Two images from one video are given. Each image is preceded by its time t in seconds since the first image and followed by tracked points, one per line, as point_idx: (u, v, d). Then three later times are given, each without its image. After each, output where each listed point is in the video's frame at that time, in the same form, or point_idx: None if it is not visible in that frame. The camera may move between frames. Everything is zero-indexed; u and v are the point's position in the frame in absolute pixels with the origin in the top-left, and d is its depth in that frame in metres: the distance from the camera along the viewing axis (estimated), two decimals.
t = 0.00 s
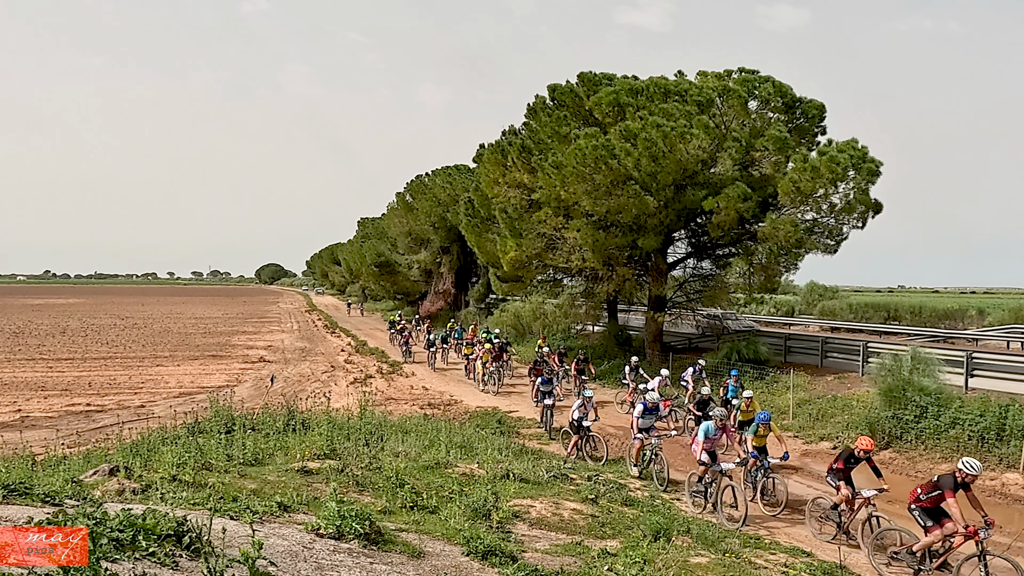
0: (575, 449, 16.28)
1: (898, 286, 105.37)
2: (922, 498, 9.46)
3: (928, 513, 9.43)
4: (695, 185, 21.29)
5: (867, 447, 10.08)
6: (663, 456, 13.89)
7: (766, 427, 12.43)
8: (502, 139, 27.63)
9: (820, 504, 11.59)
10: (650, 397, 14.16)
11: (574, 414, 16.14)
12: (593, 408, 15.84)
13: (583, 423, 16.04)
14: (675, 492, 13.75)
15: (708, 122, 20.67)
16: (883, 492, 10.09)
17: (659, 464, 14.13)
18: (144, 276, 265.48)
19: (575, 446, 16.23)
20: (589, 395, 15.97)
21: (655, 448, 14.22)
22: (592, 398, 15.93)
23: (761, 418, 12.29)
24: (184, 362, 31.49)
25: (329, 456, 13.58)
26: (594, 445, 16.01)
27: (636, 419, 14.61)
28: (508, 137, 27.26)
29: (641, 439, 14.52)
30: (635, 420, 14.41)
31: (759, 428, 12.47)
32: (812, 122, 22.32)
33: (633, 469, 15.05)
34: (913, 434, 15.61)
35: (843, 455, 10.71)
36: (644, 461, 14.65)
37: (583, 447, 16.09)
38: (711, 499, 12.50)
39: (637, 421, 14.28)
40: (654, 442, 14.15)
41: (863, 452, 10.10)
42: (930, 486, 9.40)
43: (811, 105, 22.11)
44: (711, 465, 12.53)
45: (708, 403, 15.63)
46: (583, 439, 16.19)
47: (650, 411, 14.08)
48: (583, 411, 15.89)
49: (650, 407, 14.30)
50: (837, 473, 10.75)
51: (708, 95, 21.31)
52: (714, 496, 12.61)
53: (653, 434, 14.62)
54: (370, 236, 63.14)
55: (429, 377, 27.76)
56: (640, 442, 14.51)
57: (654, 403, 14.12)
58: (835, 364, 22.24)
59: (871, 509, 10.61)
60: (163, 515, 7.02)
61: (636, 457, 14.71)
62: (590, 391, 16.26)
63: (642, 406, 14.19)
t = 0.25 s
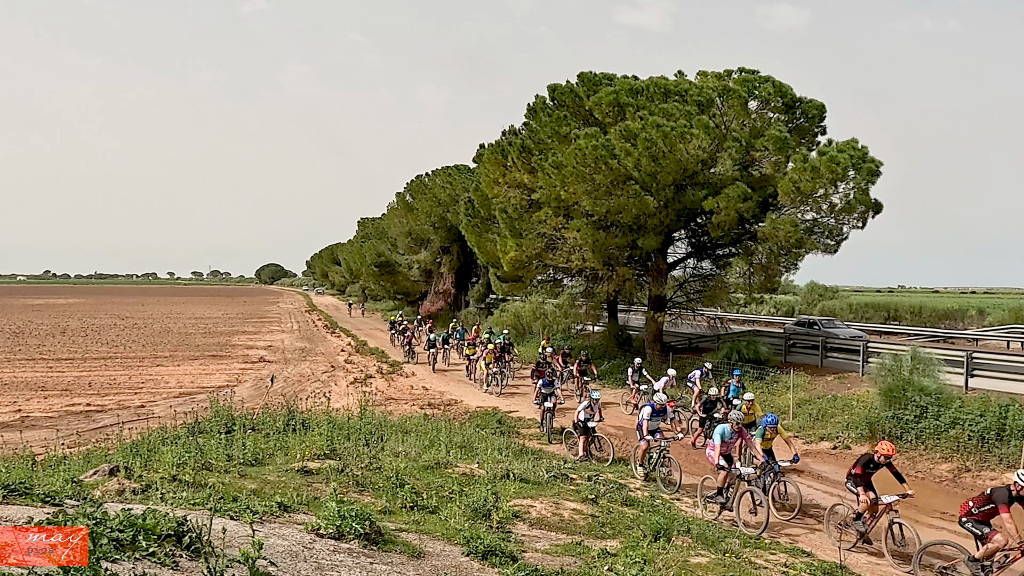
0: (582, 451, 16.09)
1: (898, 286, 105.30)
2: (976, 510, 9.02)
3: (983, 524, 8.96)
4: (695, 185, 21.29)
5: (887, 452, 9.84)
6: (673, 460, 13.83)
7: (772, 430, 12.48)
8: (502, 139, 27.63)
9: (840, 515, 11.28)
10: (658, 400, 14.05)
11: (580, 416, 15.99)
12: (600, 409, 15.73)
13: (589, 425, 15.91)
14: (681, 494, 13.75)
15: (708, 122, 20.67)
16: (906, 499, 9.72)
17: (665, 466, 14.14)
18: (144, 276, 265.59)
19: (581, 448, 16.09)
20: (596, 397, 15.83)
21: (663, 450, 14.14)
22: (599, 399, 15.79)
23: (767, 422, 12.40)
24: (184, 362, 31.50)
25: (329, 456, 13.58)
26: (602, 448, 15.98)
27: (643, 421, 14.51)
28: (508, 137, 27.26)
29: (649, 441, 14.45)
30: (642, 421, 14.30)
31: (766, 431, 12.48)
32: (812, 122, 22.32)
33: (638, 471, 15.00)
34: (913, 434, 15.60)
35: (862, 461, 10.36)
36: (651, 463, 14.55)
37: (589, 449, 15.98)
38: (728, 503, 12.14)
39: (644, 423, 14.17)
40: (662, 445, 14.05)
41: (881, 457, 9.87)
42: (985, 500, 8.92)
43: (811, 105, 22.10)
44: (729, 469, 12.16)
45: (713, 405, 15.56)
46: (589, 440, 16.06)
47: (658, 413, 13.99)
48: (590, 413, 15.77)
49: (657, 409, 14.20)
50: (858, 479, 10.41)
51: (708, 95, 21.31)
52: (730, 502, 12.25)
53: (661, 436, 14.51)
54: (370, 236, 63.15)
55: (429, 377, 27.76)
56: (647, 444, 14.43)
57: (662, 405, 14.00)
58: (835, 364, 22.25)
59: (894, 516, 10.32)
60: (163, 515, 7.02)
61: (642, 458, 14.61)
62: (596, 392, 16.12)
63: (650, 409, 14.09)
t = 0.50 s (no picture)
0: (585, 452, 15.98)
1: (899, 286, 105.31)
2: None
3: None
4: (695, 185, 21.28)
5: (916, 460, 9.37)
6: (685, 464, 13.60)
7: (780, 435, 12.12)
8: (502, 139, 27.63)
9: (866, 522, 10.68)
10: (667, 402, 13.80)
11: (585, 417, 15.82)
12: (605, 411, 15.60)
13: (595, 427, 15.80)
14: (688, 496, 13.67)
15: (708, 122, 20.68)
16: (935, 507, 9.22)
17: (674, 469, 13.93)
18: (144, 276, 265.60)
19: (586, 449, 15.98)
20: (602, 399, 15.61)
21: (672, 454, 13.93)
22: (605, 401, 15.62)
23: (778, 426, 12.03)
24: (185, 362, 31.49)
25: (329, 456, 13.58)
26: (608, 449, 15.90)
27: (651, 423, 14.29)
28: (508, 137, 27.26)
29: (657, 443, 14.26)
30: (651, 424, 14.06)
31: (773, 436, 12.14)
32: (812, 122, 22.32)
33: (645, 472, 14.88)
34: (913, 434, 15.60)
35: (889, 467, 9.92)
36: (659, 466, 14.25)
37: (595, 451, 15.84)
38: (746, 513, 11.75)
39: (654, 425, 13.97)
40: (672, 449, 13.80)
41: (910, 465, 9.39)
42: None
43: (811, 105, 22.10)
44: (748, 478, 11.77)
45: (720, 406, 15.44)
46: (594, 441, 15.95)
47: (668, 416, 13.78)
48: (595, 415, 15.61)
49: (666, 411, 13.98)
50: (883, 486, 9.94)
51: (708, 95, 21.31)
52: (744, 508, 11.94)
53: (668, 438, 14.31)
54: (370, 237, 63.14)
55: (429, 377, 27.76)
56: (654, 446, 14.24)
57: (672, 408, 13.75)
58: (835, 364, 22.25)
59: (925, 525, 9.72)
60: (163, 515, 7.01)
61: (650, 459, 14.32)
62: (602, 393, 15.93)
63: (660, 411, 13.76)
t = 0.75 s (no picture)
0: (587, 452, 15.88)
1: (899, 287, 105.24)
2: None
3: None
4: (695, 185, 21.28)
5: (949, 467, 9.12)
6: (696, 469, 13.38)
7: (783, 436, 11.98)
8: (502, 139, 27.63)
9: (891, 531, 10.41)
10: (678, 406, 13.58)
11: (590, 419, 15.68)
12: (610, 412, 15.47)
13: (600, 427, 15.72)
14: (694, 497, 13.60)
15: (709, 122, 20.67)
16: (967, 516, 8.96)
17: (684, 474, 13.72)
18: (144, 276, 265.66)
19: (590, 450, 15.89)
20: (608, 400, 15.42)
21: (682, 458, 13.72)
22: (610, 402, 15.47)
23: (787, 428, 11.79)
24: (185, 363, 31.50)
25: (329, 456, 13.58)
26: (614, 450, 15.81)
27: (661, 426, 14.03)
28: (508, 137, 27.25)
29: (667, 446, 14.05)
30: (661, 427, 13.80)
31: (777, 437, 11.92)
32: (812, 122, 22.32)
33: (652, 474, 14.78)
34: (913, 435, 15.59)
35: (921, 475, 9.64)
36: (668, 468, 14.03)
37: (600, 452, 15.74)
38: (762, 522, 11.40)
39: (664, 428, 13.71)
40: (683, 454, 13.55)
41: (943, 471, 9.16)
42: None
43: (811, 104, 22.09)
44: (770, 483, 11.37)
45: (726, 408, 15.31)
46: (599, 442, 15.84)
47: (679, 419, 13.56)
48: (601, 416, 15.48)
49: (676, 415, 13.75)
50: (913, 494, 9.65)
51: (708, 95, 21.30)
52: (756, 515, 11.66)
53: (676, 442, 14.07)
54: (370, 237, 63.16)
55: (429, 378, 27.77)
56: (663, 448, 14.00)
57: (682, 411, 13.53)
58: (835, 364, 22.25)
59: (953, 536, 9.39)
60: (164, 515, 7.01)
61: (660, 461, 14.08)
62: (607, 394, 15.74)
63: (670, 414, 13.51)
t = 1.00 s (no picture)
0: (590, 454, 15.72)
1: (899, 287, 105.29)
2: None
3: None
4: (695, 185, 21.29)
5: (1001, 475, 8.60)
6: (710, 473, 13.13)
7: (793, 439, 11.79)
8: (502, 139, 27.62)
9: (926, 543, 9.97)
10: (691, 408, 13.34)
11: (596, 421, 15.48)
12: (617, 414, 15.29)
13: (605, 428, 15.60)
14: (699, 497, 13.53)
15: (708, 122, 20.68)
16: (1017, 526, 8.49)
17: (696, 478, 13.41)
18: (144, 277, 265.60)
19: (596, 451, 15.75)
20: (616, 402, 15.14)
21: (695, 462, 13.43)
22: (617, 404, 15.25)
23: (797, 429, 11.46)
24: (185, 363, 31.50)
25: (329, 456, 13.59)
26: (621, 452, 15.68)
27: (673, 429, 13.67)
28: (508, 137, 27.25)
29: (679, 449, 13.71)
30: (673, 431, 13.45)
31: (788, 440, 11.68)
32: (812, 122, 22.32)
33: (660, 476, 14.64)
34: (913, 434, 15.59)
35: (969, 484, 9.09)
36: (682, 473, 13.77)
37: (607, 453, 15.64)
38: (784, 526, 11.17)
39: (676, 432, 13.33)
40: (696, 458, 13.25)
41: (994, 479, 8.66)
42: None
43: (811, 104, 22.10)
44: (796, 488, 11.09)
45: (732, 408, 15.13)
46: (605, 443, 15.70)
47: (692, 422, 13.29)
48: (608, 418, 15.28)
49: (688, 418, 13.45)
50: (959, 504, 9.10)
51: (708, 95, 21.30)
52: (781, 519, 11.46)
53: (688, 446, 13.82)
54: (370, 237, 63.17)
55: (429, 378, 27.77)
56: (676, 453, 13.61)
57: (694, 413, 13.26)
58: (835, 364, 22.25)
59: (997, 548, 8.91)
60: (163, 515, 7.01)
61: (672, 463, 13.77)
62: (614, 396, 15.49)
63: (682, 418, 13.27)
